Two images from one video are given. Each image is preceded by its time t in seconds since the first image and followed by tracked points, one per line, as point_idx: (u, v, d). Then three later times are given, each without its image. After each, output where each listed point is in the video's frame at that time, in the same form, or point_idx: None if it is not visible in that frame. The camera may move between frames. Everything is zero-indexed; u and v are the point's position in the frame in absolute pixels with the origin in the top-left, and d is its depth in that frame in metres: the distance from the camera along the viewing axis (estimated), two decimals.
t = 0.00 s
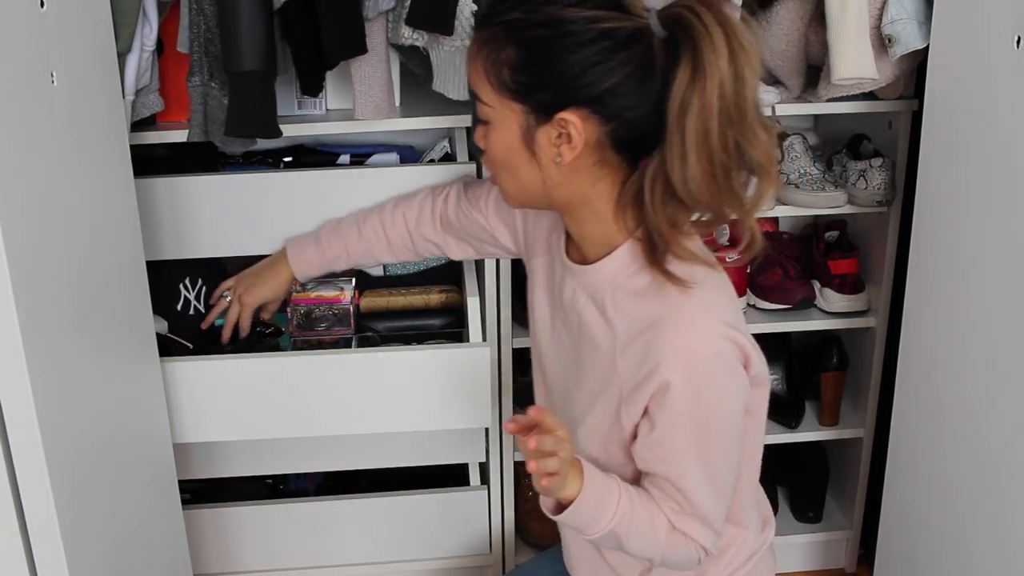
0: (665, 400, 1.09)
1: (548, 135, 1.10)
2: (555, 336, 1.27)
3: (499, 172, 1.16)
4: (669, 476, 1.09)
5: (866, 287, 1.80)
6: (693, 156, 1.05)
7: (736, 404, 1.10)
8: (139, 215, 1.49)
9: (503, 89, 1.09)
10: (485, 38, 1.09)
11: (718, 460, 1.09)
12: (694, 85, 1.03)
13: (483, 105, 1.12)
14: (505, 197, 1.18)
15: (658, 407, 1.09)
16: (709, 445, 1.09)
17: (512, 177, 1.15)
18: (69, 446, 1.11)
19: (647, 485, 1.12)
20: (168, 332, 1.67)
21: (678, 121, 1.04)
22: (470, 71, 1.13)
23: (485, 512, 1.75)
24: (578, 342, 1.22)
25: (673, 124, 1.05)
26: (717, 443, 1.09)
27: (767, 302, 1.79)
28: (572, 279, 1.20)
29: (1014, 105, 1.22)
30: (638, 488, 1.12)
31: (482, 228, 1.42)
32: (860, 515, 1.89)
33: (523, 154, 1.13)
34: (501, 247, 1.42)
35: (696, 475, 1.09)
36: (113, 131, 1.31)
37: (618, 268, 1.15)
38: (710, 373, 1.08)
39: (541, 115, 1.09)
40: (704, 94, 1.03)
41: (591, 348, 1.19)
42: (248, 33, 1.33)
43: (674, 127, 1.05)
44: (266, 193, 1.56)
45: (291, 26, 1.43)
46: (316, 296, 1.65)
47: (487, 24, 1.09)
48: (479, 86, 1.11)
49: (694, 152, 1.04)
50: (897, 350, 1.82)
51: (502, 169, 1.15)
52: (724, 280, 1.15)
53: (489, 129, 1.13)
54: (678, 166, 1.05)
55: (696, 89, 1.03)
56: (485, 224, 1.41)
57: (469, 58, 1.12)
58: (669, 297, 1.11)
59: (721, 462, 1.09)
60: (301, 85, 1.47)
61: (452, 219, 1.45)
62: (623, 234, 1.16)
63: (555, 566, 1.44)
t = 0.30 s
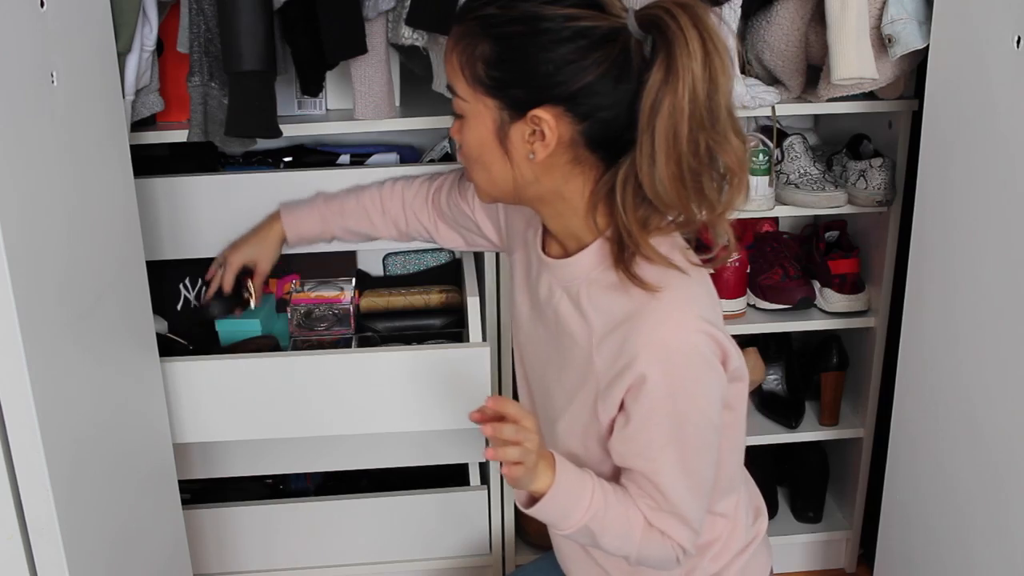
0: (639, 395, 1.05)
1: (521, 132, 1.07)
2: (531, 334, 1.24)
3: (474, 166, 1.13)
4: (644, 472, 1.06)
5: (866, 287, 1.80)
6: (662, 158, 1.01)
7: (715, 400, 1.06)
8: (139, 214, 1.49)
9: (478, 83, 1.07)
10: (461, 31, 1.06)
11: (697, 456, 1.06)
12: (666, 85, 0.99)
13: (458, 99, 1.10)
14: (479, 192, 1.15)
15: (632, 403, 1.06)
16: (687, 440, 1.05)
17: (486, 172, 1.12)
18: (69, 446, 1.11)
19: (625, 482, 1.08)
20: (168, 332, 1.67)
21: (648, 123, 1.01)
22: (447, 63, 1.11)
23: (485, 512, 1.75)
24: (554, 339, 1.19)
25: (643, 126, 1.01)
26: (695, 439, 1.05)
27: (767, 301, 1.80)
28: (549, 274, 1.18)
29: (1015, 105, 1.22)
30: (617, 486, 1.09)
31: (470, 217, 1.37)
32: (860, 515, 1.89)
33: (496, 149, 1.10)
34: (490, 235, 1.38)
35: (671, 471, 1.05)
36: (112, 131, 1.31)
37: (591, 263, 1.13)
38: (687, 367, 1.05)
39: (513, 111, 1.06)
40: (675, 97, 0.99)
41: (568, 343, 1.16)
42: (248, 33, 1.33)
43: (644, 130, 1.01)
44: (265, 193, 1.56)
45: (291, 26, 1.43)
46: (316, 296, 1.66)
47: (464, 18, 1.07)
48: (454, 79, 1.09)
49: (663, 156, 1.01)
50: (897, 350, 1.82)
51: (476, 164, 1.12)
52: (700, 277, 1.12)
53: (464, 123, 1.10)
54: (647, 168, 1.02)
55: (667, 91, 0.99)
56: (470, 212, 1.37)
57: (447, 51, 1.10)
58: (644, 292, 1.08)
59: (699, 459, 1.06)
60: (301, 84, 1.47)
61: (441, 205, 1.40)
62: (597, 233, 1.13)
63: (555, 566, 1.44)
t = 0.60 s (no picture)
0: (660, 399, 1.05)
1: (572, 128, 1.08)
2: (564, 330, 1.25)
3: (522, 163, 1.14)
4: (634, 476, 1.07)
5: (866, 287, 1.80)
6: (715, 154, 1.01)
7: (727, 417, 1.05)
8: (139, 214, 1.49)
9: (530, 79, 1.07)
10: (514, 25, 1.07)
11: (683, 475, 1.05)
12: (721, 83, 1.00)
13: (508, 94, 1.10)
14: (527, 188, 1.16)
15: (651, 406, 1.06)
16: (687, 456, 1.05)
17: (535, 169, 1.13)
18: (69, 446, 1.11)
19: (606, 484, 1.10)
20: (168, 332, 1.67)
21: (703, 121, 1.01)
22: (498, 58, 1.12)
23: (485, 512, 1.75)
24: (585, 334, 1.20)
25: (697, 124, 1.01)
26: (696, 456, 1.05)
27: (767, 302, 1.79)
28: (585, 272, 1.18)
29: (1015, 104, 1.22)
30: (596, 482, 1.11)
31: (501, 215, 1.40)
32: (861, 515, 1.89)
33: (546, 145, 1.10)
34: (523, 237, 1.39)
35: (666, 485, 1.05)
36: (113, 131, 1.31)
37: (633, 264, 1.13)
38: (709, 378, 1.04)
39: (565, 107, 1.06)
40: (730, 95, 1.00)
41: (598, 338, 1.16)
42: (248, 33, 1.33)
43: (698, 127, 1.01)
44: (265, 193, 1.56)
45: (291, 26, 1.43)
46: (316, 296, 1.66)
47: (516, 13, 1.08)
48: (506, 74, 1.09)
49: (717, 153, 1.01)
50: (897, 349, 1.82)
51: (524, 160, 1.13)
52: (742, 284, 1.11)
53: (513, 118, 1.11)
54: (701, 165, 1.02)
55: (722, 90, 1.00)
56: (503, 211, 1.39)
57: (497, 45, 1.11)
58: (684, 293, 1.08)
59: (694, 475, 1.06)
60: (301, 84, 1.47)
61: (476, 203, 1.42)
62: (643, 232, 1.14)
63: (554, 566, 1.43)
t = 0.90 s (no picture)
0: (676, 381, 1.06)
1: (641, 124, 1.07)
2: (591, 325, 1.25)
3: (583, 163, 1.12)
4: (613, 439, 1.07)
5: (866, 287, 1.80)
6: (801, 152, 1.04)
7: (733, 411, 1.07)
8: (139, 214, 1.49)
9: (600, 74, 1.06)
10: (582, 19, 1.07)
11: (655, 445, 1.06)
12: (802, 82, 1.03)
13: (571, 89, 1.09)
14: (585, 189, 1.14)
15: (662, 385, 1.07)
16: (686, 439, 1.06)
17: (597, 169, 1.11)
18: (69, 445, 1.11)
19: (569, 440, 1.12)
20: (168, 332, 1.67)
21: (786, 119, 1.04)
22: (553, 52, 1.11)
23: (485, 512, 1.75)
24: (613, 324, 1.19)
25: (777, 121, 1.05)
26: (693, 440, 1.06)
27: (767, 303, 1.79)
28: (623, 267, 1.18)
29: (1015, 104, 1.22)
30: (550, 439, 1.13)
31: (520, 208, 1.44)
32: (860, 515, 1.89)
33: (614, 143, 1.09)
34: (542, 234, 1.44)
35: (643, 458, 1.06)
36: (113, 131, 1.31)
37: (682, 262, 1.13)
38: (738, 375, 1.06)
39: (637, 104, 1.05)
40: (814, 94, 1.03)
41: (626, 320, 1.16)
42: (248, 33, 1.33)
43: (782, 123, 1.04)
44: (265, 193, 1.56)
45: (291, 26, 1.43)
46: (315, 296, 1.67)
47: (583, 8, 1.07)
48: (573, 69, 1.08)
49: (802, 150, 1.04)
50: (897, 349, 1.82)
51: (586, 158, 1.11)
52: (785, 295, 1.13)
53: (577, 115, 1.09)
54: (784, 163, 1.05)
55: (805, 85, 1.03)
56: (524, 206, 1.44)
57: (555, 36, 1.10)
58: (732, 291, 1.09)
59: (681, 455, 1.06)
60: (301, 85, 1.47)
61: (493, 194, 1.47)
62: (700, 229, 1.14)
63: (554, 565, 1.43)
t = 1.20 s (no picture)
0: (681, 386, 1.06)
1: (686, 130, 1.06)
2: (597, 325, 1.24)
3: (618, 167, 1.09)
4: (614, 442, 1.07)
5: (866, 287, 1.80)
6: (848, 156, 1.05)
7: (738, 419, 1.06)
8: (138, 214, 1.49)
9: (648, 78, 1.04)
10: (629, 21, 1.04)
11: (656, 449, 1.06)
12: (849, 89, 1.05)
13: (613, 92, 1.06)
14: (614, 195, 1.12)
15: (666, 389, 1.07)
16: (690, 443, 1.06)
17: (633, 174, 1.09)
18: (68, 445, 1.11)
19: (571, 438, 1.12)
20: (168, 332, 1.67)
21: (834, 124, 1.05)
22: (589, 54, 1.07)
23: (485, 512, 1.75)
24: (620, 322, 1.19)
25: (825, 126, 1.06)
26: (698, 444, 1.06)
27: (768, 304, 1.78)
28: (633, 266, 1.17)
29: (1015, 104, 1.22)
30: (551, 437, 1.14)
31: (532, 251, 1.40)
32: (860, 516, 1.89)
33: (655, 149, 1.07)
34: (558, 267, 1.41)
35: (643, 461, 1.06)
36: (114, 131, 1.31)
37: (697, 265, 1.12)
38: (745, 384, 1.05)
39: (686, 110, 1.04)
40: (862, 100, 1.04)
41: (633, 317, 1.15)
42: (248, 33, 1.33)
43: (829, 131, 1.05)
44: (265, 193, 1.56)
45: (291, 26, 1.43)
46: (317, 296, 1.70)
47: (626, 11, 1.04)
48: (617, 73, 1.05)
49: (849, 153, 1.05)
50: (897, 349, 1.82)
51: (622, 163, 1.09)
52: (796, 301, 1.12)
53: (619, 119, 1.06)
54: (831, 168, 1.06)
55: (853, 93, 1.05)
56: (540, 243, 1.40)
57: (595, 37, 1.07)
58: (742, 297, 1.08)
59: (682, 460, 1.07)
60: (301, 85, 1.47)
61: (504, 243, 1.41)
62: (723, 229, 1.14)
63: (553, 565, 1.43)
